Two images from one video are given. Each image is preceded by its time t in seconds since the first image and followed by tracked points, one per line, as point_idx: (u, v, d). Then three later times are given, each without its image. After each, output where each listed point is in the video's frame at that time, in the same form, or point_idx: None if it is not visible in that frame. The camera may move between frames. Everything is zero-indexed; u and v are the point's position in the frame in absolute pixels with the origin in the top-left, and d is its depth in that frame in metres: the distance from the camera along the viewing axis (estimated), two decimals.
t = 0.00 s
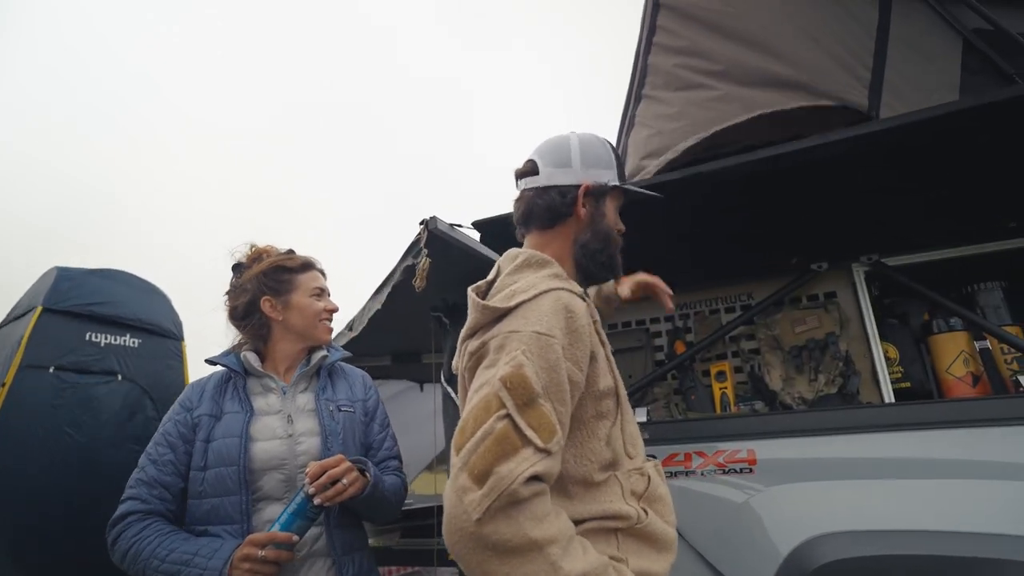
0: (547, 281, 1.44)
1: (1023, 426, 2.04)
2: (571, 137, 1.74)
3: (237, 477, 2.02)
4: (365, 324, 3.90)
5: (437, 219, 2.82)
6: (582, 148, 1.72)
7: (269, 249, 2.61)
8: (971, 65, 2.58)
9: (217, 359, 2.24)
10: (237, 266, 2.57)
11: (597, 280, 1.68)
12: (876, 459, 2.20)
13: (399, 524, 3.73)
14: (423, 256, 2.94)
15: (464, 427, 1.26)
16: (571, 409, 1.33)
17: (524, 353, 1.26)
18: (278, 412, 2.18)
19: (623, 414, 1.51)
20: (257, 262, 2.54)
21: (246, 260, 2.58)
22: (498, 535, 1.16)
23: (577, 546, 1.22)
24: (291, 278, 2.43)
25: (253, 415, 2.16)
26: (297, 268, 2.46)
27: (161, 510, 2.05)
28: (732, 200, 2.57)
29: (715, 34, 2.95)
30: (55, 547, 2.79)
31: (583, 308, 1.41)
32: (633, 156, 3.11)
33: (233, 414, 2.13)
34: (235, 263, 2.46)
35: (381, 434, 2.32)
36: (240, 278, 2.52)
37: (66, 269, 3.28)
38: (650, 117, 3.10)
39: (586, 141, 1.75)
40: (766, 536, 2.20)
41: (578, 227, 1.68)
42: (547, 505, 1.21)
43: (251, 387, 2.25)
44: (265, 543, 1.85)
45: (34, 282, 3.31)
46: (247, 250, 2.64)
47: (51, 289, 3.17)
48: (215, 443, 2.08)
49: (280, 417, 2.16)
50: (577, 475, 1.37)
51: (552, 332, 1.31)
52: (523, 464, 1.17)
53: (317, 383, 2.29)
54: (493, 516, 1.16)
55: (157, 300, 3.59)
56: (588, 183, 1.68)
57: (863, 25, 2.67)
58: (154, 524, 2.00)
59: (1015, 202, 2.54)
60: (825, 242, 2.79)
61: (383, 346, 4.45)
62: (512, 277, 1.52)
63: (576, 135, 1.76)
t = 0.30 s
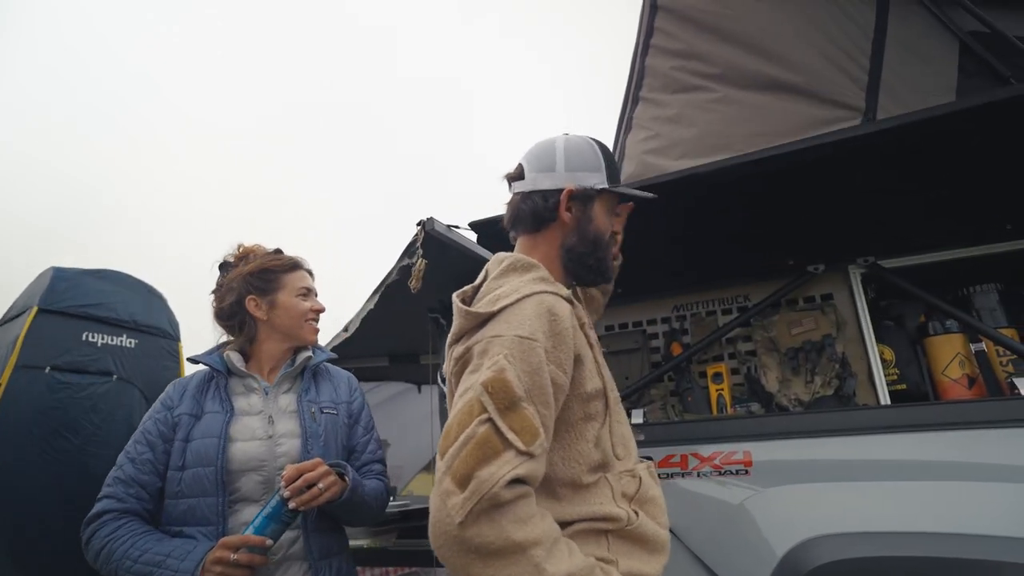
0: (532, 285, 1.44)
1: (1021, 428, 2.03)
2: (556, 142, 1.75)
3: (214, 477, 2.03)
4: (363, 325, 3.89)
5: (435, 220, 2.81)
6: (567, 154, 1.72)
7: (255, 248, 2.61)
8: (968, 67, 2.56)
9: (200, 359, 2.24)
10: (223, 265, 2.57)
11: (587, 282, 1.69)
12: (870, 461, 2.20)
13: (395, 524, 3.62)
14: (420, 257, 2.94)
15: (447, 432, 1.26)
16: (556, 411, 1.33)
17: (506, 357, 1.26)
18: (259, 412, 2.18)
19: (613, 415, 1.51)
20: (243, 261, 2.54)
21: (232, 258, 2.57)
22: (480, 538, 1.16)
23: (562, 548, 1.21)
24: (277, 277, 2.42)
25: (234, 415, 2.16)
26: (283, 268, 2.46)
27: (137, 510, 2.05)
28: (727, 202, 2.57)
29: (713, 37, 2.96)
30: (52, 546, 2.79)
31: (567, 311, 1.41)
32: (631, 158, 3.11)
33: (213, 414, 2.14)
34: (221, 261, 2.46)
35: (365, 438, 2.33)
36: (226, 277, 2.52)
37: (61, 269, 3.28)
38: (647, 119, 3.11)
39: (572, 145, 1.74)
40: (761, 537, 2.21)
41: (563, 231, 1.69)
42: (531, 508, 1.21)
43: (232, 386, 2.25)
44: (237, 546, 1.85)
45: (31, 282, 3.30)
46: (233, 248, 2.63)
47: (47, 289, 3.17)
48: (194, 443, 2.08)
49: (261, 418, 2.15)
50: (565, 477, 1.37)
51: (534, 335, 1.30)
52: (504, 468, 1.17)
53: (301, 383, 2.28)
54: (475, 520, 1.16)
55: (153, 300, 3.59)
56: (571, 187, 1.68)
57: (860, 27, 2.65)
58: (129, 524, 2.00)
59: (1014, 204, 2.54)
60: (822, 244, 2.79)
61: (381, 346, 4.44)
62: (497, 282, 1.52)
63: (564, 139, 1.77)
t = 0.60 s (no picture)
0: (519, 288, 1.44)
1: (1018, 430, 2.03)
2: (549, 144, 1.75)
3: (189, 481, 2.02)
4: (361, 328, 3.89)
5: (433, 223, 2.80)
6: (559, 156, 1.73)
7: (245, 249, 2.61)
8: (964, 68, 2.51)
9: (183, 360, 2.25)
10: (212, 266, 2.58)
11: (577, 283, 1.68)
12: (867, 463, 2.20)
13: (394, 526, 3.58)
14: (418, 259, 2.93)
15: (434, 437, 1.26)
16: (544, 415, 1.33)
17: (492, 361, 1.26)
18: (239, 415, 2.18)
19: (603, 416, 1.51)
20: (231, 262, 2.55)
21: (220, 259, 2.58)
22: (467, 542, 1.17)
23: (550, 551, 1.22)
24: (263, 279, 2.43)
25: (213, 418, 2.16)
26: (270, 269, 2.46)
27: (113, 511, 2.05)
28: (724, 204, 2.57)
29: (710, 39, 2.96)
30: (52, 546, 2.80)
31: (555, 313, 1.41)
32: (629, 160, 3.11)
33: (193, 416, 2.14)
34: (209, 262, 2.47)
35: (348, 445, 2.31)
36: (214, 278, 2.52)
37: (61, 271, 3.29)
38: (645, 121, 3.11)
39: (564, 147, 1.75)
40: (757, 539, 2.22)
41: (555, 232, 1.69)
42: (518, 512, 1.21)
43: (214, 389, 2.25)
44: (205, 552, 1.83)
45: (30, 284, 3.31)
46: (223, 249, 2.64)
47: (46, 291, 3.17)
48: (172, 445, 2.08)
49: (240, 421, 2.16)
50: (554, 480, 1.37)
51: (521, 339, 1.31)
52: (490, 473, 1.17)
53: (284, 387, 2.28)
54: (461, 525, 1.17)
55: (152, 301, 3.59)
56: (563, 188, 1.69)
57: (854, 27, 2.66)
58: (103, 526, 2.00)
59: (1011, 207, 2.54)
60: (819, 246, 2.80)
61: (380, 348, 4.43)
62: (485, 285, 1.53)
63: (556, 141, 1.78)
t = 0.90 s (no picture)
0: (513, 292, 1.45)
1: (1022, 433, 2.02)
2: (565, 153, 1.75)
3: (178, 484, 2.04)
4: (364, 331, 3.89)
5: (435, 226, 2.81)
6: (574, 167, 1.74)
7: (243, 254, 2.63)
8: (966, 72, 2.54)
9: (178, 363, 2.27)
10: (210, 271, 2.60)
11: (574, 295, 1.72)
12: (870, 466, 2.18)
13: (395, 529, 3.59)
14: (421, 263, 2.94)
15: (426, 439, 1.27)
16: (537, 418, 1.34)
17: (485, 364, 1.27)
18: (230, 419, 2.19)
19: (596, 421, 1.51)
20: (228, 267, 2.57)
21: (217, 264, 2.60)
22: (457, 545, 1.17)
23: (540, 554, 1.22)
24: (257, 283, 2.44)
25: (204, 421, 2.18)
26: (265, 272, 2.48)
27: (106, 513, 2.07)
28: (724, 207, 2.57)
29: (711, 41, 2.96)
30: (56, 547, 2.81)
31: (548, 318, 1.41)
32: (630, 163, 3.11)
33: (184, 420, 2.16)
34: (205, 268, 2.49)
35: (342, 449, 2.31)
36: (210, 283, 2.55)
37: (67, 275, 3.32)
38: (646, 124, 3.11)
39: (580, 159, 1.76)
40: (758, 542, 2.21)
41: (563, 240, 1.70)
42: (509, 515, 1.21)
43: (208, 392, 2.26)
44: (187, 556, 1.84)
45: (37, 288, 3.34)
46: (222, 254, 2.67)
47: (53, 295, 3.20)
48: (163, 448, 2.10)
49: (231, 424, 2.17)
50: (546, 484, 1.38)
51: (513, 342, 1.31)
52: (481, 475, 1.18)
53: (276, 390, 2.28)
54: (452, 527, 1.17)
55: (156, 305, 3.62)
56: (577, 200, 1.69)
57: (855, 28, 2.67)
58: (95, 527, 2.02)
59: (1014, 210, 2.53)
60: (824, 248, 2.78)
61: (384, 351, 4.43)
62: (480, 289, 1.54)
63: (571, 151, 1.77)
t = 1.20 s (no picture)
0: (514, 294, 1.47)
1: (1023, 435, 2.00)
2: (567, 157, 1.77)
3: (183, 484, 2.06)
4: (366, 331, 3.91)
5: (437, 228, 2.82)
6: (577, 170, 1.75)
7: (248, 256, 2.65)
8: (968, 72, 2.55)
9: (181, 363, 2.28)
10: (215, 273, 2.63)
11: (577, 294, 1.75)
12: (872, 467, 2.17)
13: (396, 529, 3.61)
14: (424, 265, 2.95)
15: (424, 436, 1.29)
16: (534, 418, 1.35)
17: (483, 364, 1.28)
18: (234, 419, 2.21)
19: (592, 424, 1.53)
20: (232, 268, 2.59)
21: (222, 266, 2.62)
22: (452, 540, 1.18)
23: (533, 552, 1.23)
24: (260, 284, 2.46)
25: (208, 422, 2.20)
26: (268, 273, 2.49)
27: (112, 512, 2.09)
28: (724, 208, 2.58)
29: (712, 43, 2.97)
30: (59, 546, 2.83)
31: (547, 320, 1.42)
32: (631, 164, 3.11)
33: (188, 420, 2.18)
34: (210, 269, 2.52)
35: (345, 449, 2.33)
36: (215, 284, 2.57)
37: (72, 277, 3.34)
38: (647, 125, 3.11)
39: (581, 163, 1.78)
40: (759, 543, 2.22)
41: (567, 242, 1.71)
42: (503, 512, 1.23)
43: (213, 392, 2.29)
44: (193, 557, 1.86)
45: (41, 289, 3.36)
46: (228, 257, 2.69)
47: (58, 297, 3.22)
48: (168, 448, 2.12)
49: (235, 424, 2.19)
50: (541, 484, 1.39)
51: (511, 343, 1.32)
52: (476, 472, 1.19)
53: (281, 390, 2.30)
54: (446, 523, 1.18)
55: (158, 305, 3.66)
56: (582, 203, 1.72)
57: (856, 29, 2.68)
58: (102, 527, 2.04)
59: (1015, 211, 2.54)
60: (825, 249, 2.79)
61: (387, 351, 4.44)
62: (481, 290, 1.56)
63: (572, 156, 1.79)
